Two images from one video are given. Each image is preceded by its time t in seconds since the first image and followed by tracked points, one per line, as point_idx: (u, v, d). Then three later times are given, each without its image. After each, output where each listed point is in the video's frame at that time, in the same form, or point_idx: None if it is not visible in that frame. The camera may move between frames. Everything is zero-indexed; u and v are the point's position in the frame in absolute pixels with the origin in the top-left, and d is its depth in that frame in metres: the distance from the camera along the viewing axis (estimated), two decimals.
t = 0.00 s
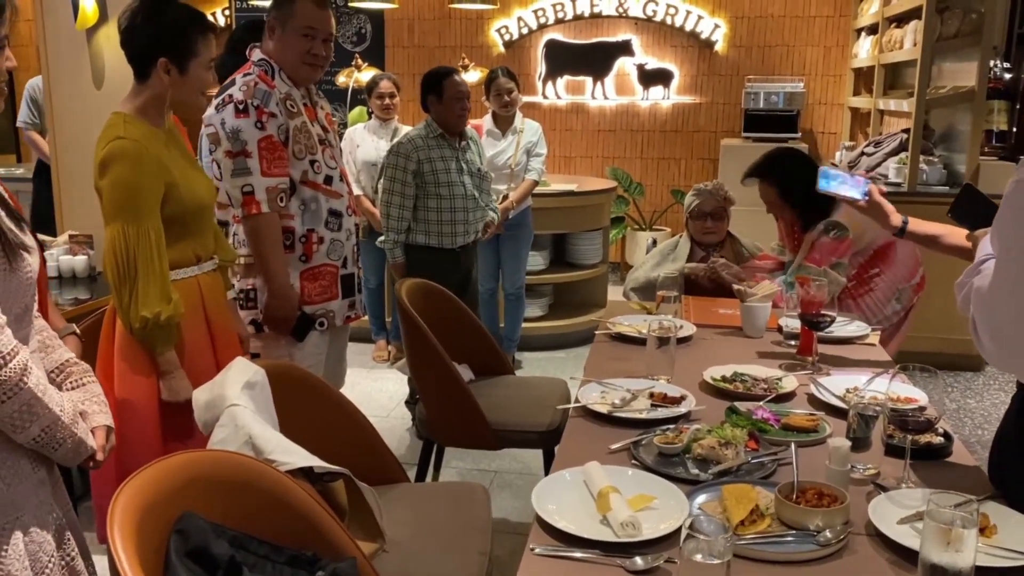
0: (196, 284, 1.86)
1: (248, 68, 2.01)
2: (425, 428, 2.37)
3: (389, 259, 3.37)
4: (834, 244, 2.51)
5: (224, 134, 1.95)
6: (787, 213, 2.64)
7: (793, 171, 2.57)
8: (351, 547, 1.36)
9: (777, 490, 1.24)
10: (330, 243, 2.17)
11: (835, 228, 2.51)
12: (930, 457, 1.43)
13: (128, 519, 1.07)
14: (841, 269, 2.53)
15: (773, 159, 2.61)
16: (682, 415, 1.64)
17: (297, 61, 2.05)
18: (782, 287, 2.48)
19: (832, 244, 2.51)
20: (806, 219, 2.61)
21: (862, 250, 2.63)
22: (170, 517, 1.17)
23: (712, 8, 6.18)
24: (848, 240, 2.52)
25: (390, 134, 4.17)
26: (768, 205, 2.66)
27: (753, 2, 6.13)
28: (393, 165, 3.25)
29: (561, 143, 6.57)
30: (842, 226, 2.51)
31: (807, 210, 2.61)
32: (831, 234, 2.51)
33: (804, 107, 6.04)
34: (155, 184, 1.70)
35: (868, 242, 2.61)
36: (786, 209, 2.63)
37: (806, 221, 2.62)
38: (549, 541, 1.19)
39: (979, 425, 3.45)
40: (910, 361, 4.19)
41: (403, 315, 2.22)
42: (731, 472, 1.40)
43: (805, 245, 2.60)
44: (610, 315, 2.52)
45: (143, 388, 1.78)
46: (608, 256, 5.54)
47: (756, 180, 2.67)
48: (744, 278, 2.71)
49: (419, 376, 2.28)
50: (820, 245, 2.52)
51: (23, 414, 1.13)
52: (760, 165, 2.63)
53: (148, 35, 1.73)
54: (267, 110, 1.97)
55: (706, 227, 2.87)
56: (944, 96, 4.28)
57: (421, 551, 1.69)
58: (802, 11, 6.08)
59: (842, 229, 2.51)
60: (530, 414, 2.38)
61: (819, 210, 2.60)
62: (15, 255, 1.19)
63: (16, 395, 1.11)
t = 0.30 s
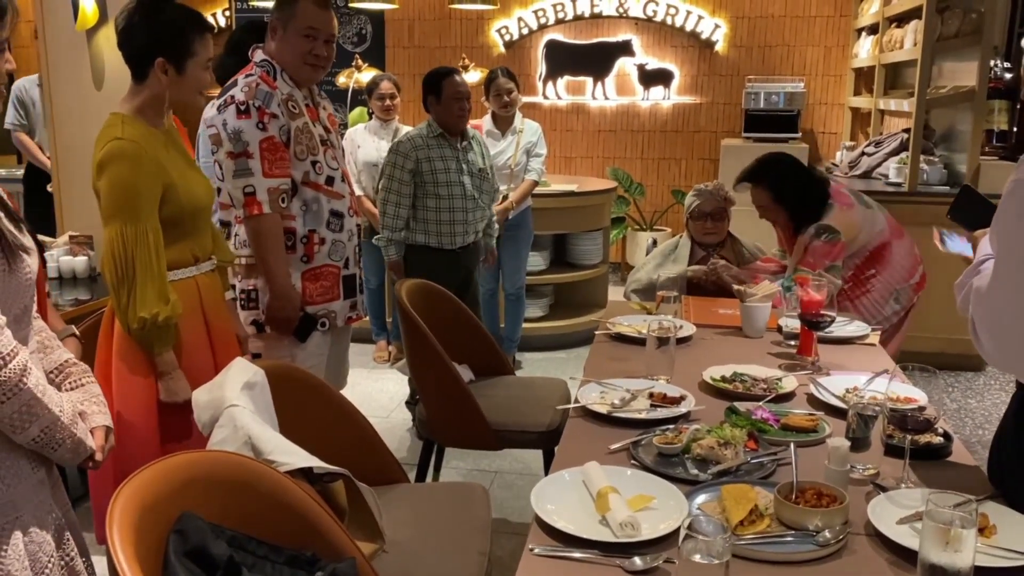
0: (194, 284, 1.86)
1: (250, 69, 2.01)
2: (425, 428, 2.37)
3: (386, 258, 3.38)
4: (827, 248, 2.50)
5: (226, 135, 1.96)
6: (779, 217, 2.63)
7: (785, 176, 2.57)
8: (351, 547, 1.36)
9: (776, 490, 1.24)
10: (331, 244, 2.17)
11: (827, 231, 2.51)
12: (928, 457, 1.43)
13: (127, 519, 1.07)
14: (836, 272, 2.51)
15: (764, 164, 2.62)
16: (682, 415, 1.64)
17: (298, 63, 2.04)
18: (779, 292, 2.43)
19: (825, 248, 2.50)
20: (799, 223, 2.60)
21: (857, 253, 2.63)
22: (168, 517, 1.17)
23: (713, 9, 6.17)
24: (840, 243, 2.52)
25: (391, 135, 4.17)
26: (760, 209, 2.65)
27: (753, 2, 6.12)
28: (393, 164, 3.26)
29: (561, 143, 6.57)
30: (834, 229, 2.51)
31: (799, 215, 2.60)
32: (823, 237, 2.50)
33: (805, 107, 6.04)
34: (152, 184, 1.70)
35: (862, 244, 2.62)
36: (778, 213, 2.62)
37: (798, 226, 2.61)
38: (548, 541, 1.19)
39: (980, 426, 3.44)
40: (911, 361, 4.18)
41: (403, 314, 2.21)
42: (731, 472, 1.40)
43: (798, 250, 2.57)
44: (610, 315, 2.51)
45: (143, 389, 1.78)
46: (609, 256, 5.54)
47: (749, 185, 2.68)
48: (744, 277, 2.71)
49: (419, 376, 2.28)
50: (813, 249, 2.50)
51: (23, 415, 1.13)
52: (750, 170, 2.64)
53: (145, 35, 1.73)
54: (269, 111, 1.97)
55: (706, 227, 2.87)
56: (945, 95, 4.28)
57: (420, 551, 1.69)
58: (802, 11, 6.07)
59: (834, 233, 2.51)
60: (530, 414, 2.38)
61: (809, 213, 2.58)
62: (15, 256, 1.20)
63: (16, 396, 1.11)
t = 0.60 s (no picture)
0: (195, 284, 1.86)
1: (252, 70, 2.01)
2: (426, 429, 2.37)
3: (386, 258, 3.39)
4: (826, 249, 2.50)
5: (229, 136, 1.96)
6: (778, 219, 2.63)
7: (785, 178, 2.57)
8: (351, 547, 1.36)
9: (777, 490, 1.24)
10: (334, 245, 2.17)
11: (826, 232, 2.51)
12: (928, 456, 1.43)
13: (127, 519, 1.08)
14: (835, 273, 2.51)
15: (761, 165, 2.63)
16: (682, 415, 1.64)
17: (299, 64, 2.04)
18: (780, 293, 2.43)
19: (824, 248, 2.50)
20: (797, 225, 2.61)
21: (856, 253, 2.63)
22: (171, 517, 1.17)
23: (713, 9, 6.17)
24: (839, 244, 2.51)
25: (392, 136, 4.17)
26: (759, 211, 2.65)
27: (754, 2, 6.13)
28: (393, 164, 3.26)
29: (562, 143, 6.57)
30: (833, 229, 2.51)
31: (797, 217, 2.61)
32: (822, 237, 2.50)
33: (806, 107, 6.04)
34: (153, 184, 1.70)
35: (861, 245, 2.61)
36: (777, 215, 2.62)
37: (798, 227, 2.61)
38: (548, 541, 1.19)
39: (981, 426, 3.44)
40: (912, 361, 4.18)
41: (403, 315, 2.22)
42: (732, 471, 1.40)
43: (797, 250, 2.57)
44: (611, 316, 2.51)
45: (144, 389, 1.78)
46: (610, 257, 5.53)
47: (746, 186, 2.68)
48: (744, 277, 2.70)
49: (420, 377, 2.28)
50: (812, 249, 2.50)
51: (22, 415, 1.13)
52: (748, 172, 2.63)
53: (146, 35, 1.73)
54: (271, 113, 1.97)
55: (707, 228, 2.87)
56: (946, 95, 4.28)
57: (421, 551, 1.69)
58: (803, 11, 6.07)
59: (832, 233, 2.51)
60: (531, 414, 2.38)
61: (810, 214, 2.59)
62: (14, 256, 1.20)
63: (15, 396, 1.11)
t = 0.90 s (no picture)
0: (199, 284, 1.86)
1: (254, 70, 2.02)
2: (427, 429, 2.37)
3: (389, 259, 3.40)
4: (832, 251, 2.49)
5: (231, 137, 1.96)
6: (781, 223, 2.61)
7: (789, 178, 2.54)
8: (353, 547, 1.36)
9: (778, 489, 1.24)
10: (335, 244, 2.17)
11: (832, 234, 2.50)
12: (931, 456, 1.43)
13: (129, 520, 1.08)
14: (840, 275, 2.51)
15: (766, 167, 2.60)
16: (683, 415, 1.64)
17: (300, 64, 2.04)
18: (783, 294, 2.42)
19: (830, 250, 2.49)
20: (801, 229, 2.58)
21: (861, 255, 2.63)
22: (173, 517, 1.17)
23: (714, 9, 6.18)
24: (846, 246, 2.50)
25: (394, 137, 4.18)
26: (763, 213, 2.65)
27: (755, 2, 6.13)
28: (394, 165, 3.27)
29: (563, 143, 6.57)
30: (839, 232, 2.49)
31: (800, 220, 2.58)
32: (828, 240, 2.49)
33: (807, 107, 6.04)
34: (159, 183, 1.70)
35: (865, 247, 2.62)
36: (780, 218, 2.60)
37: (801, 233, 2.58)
38: (550, 541, 1.19)
39: (983, 425, 3.44)
40: (913, 361, 4.17)
41: (404, 315, 2.22)
42: (733, 471, 1.40)
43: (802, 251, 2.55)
44: (612, 316, 2.51)
45: (150, 389, 1.77)
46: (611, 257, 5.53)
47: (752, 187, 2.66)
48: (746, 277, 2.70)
49: (421, 378, 2.28)
50: (818, 252, 2.50)
51: (8, 417, 1.13)
52: (754, 174, 2.61)
53: (152, 36, 1.73)
54: (273, 113, 1.97)
55: (708, 228, 2.86)
56: (947, 95, 4.27)
57: (423, 551, 1.69)
58: (804, 11, 6.07)
59: (839, 235, 2.50)
60: (532, 414, 2.38)
61: (812, 214, 2.54)
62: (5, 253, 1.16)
63: None
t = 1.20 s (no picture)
0: (211, 285, 1.87)
1: (257, 72, 2.02)
2: (430, 430, 2.38)
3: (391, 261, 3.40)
4: (840, 254, 2.49)
5: (234, 138, 1.96)
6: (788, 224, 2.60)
7: (796, 178, 2.54)
8: (358, 547, 1.37)
9: (782, 490, 1.25)
10: (337, 246, 2.18)
11: (841, 238, 2.50)
12: (932, 456, 1.43)
13: (134, 521, 1.08)
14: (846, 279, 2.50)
15: (774, 170, 2.60)
16: (686, 416, 1.64)
17: (301, 67, 2.05)
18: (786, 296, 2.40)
19: (837, 254, 2.49)
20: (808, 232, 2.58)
21: (867, 258, 2.64)
22: (177, 517, 1.18)
23: (715, 10, 6.18)
24: (853, 250, 2.51)
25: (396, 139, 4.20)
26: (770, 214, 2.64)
27: (755, 4, 6.13)
28: (394, 167, 3.27)
29: (564, 145, 6.57)
30: (848, 236, 2.50)
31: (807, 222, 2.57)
32: (837, 243, 2.49)
33: (808, 108, 6.04)
34: (172, 185, 1.71)
35: (872, 250, 2.63)
36: (787, 221, 2.60)
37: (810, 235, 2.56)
38: (554, 541, 1.20)
39: (985, 426, 3.44)
40: (915, 361, 4.18)
41: (407, 316, 2.22)
42: (736, 471, 1.40)
43: (810, 254, 2.56)
44: (613, 317, 2.52)
45: (164, 388, 1.77)
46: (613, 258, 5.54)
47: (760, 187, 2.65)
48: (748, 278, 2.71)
49: (424, 379, 2.29)
50: (825, 255, 2.50)
51: None
52: (763, 175, 2.61)
53: (162, 40, 1.74)
54: (276, 115, 1.98)
55: (710, 229, 2.86)
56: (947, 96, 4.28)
57: (427, 552, 1.70)
58: (805, 12, 6.08)
59: (847, 240, 2.50)
60: (535, 415, 2.38)
61: (819, 214, 2.54)
62: None
63: None
